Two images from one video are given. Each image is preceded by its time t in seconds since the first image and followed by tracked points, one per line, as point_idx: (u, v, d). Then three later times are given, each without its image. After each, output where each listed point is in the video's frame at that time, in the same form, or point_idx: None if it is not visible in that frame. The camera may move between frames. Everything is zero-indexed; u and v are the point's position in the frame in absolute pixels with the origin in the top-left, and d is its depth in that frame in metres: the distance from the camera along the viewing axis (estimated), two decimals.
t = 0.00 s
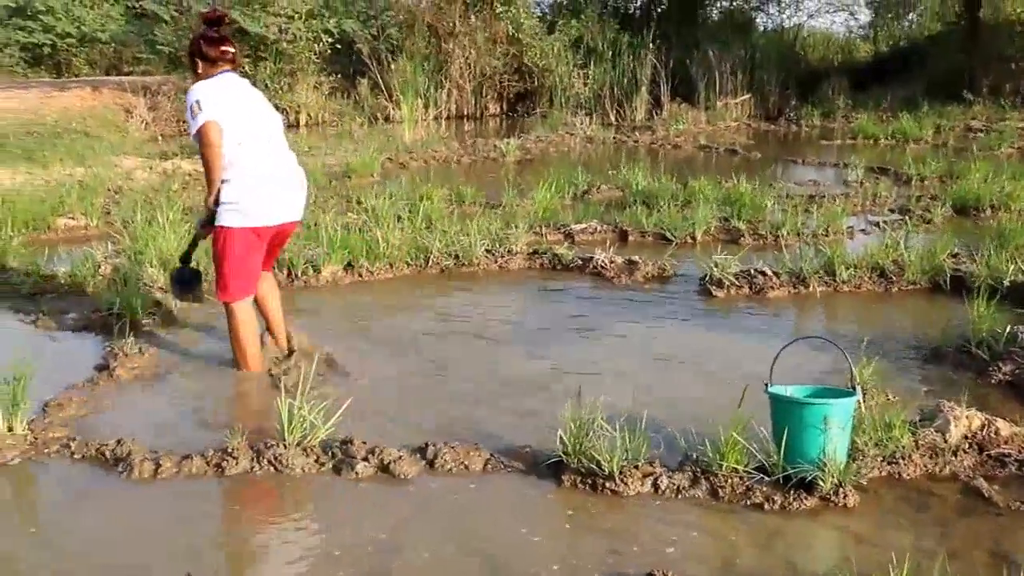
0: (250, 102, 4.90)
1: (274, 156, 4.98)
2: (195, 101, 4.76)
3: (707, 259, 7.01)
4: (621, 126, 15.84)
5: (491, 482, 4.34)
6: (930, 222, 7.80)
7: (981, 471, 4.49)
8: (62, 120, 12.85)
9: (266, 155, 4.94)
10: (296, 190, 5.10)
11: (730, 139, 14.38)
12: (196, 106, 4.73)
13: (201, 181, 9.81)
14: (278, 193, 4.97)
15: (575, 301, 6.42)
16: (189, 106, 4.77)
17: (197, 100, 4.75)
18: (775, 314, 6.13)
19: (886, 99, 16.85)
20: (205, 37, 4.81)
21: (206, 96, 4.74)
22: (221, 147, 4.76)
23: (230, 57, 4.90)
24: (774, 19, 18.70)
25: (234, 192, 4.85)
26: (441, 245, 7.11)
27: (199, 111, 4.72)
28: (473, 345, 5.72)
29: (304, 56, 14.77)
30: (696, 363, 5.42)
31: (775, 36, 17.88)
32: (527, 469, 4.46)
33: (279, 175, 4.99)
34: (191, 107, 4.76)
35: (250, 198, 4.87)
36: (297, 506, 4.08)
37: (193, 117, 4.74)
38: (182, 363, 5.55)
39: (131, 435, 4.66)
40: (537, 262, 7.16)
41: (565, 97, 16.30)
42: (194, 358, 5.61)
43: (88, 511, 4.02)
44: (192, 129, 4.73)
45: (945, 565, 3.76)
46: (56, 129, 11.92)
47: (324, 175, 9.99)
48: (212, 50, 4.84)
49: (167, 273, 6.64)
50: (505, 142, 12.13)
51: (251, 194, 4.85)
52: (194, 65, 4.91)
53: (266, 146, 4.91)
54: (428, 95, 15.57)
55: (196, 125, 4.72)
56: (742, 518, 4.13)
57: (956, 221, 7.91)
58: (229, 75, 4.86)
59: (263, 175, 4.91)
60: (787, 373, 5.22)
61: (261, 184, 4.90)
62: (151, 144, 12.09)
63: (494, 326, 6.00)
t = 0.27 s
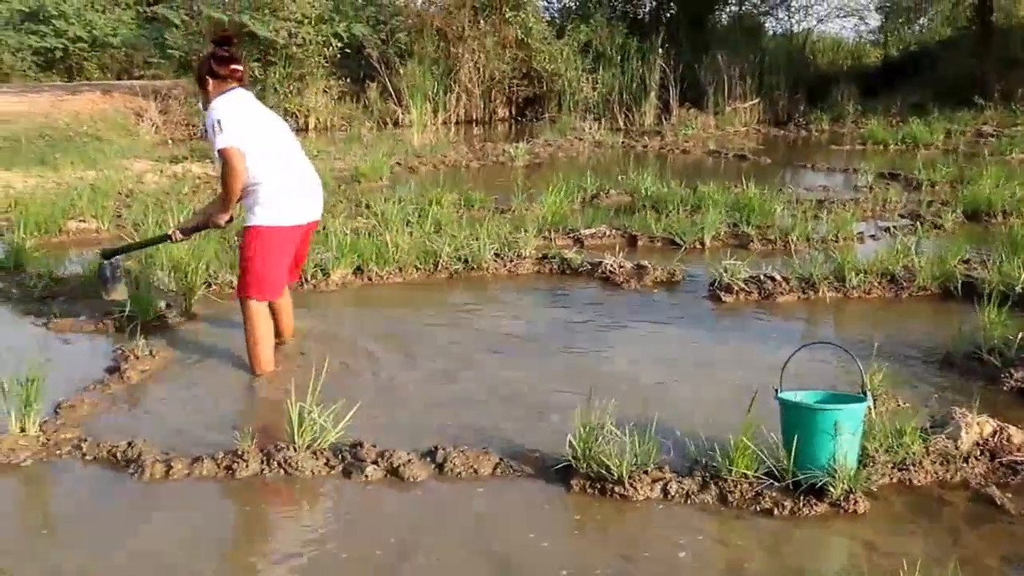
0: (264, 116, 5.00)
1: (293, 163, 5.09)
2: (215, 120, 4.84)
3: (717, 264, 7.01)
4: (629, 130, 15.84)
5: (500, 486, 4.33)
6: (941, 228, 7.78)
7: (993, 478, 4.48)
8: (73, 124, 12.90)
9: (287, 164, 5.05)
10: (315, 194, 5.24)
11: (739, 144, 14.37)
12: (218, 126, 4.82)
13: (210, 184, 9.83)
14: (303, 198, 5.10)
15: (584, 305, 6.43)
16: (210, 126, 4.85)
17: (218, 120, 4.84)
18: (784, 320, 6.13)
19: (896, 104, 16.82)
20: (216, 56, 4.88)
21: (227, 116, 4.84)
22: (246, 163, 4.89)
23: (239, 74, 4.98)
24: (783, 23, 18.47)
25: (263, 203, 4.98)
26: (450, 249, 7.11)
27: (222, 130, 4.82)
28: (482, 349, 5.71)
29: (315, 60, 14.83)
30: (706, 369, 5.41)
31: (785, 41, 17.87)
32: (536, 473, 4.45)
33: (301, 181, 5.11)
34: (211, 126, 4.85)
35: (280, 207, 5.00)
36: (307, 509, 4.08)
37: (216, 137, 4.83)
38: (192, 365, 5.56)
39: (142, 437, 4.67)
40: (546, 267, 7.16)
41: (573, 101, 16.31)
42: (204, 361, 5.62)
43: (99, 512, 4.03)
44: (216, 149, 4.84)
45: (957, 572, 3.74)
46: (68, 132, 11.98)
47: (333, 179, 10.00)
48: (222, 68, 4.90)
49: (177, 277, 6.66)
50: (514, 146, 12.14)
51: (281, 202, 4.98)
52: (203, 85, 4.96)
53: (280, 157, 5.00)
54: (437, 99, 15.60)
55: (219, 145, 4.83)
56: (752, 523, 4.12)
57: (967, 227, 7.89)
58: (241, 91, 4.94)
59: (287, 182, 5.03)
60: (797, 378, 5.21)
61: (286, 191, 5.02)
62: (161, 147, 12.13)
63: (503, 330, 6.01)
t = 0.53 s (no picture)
0: (286, 124, 5.12)
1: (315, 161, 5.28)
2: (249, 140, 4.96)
3: (727, 270, 7.00)
4: (640, 135, 15.84)
5: (511, 491, 4.33)
6: (953, 234, 7.76)
7: (1006, 486, 4.46)
8: (84, 127, 12.95)
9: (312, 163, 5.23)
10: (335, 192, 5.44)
11: (750, 149, 14.35)
12: (255, 145, 4.95)
13: (222, 187, 9.86)
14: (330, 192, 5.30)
15: (595, 310, 6.43)
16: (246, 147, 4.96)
17: (253, 140, 4.96)
18: (795, 325, 6.12)
19: (908, 109, 16.78)
20: (227, 74, 4.92)
21: (256, 133, 4.96)
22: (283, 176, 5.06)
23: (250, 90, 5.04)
24: (794, 29, 18.42)
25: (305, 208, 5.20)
26: (460, 253, 7.12)
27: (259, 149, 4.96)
28: (493, 353, 5.71)
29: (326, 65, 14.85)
30: (717, 374, 5.40)
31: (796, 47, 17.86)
32: (547, 478, 4.45)
33: (325, 177, 5.30)
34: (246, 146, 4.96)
35: (314, 206, 5.21)
36: (319, 512, 4.09)
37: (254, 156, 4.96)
38: (203, 367, 5.58)
39: (154, 438, 4.68)
40: (556, 271, 7.16)
41: (583, 106, 16.31)
42: (217, 363, 5.64)
43: (111, 512, 4.04)
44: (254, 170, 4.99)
45: None
46: (80, 135, 12.02)
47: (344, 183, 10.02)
48: (236, 87, 4.96)
49: (189, 280, 6.67)
50: (525, 151, 12.15)
51: (318, 203, 5.20)
52: (217, 106, 5.01)
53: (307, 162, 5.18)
54: (447, 104, 15.63)
55: (258, 166, 4.97)
56: (765, 528, 4.11)
57: (979, 233, 7.87)
58: (256, 104, 5.02)
59: (318, 179, 5.23)
60: (808, 384, 5.20)
61: (318, 190, 5.23)
62: (173, 150, 12.17)
63: (513, 335, 6.01)
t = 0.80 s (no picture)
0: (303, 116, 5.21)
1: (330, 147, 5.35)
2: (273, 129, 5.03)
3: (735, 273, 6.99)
4: (647, 138, 15.83)
5: (518, 493, 4.33)
6: (961, 238, 7.74)
7: (1015, 491, 4.45)
8: (93, 130, 12.98)
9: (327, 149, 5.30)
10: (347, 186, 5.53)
11: (757, 153, 14.34)
12: (280, 133, 5.01)
13: (229, 190, 9.87)
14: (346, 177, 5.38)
15: (602, 313, 6.43)
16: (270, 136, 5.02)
17: (277, 128, 5.02)
18: (803, 329, 6.11)
19: (917, 113, 16.74)
20: (237, 67, 5.01)
21: (278, 123, 5.03)
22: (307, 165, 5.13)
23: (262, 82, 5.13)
24: (802, 32, 18.38)
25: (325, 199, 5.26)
26: (468, 256, 7.12)
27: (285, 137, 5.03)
28: (500, 356, 5.71)
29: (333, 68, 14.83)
30: (724, 377, 5.40)
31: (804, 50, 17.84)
32: (554, 481, 4.44)
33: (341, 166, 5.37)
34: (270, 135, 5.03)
35: (332, 197, 5.29)
36: (325, 514, 4.09)
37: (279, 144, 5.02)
38: (211, 369, 5.59)
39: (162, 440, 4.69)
40: (563, 274, 7.16)
41: (591, 109, 16.30)
42: (224, 365, 5.64)
43: (117, 513, 4.06)
44: (279, 159, 5.05)
45: None
46: (88, 138, 12.05)
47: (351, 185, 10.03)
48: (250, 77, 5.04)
49: (196, 282, 6.69)
50: (532, 154, 12.15)
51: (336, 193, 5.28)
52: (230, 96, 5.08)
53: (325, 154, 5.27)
54: (455, 107, 15.65)
55: (283, 155, 5.04)
56: (773, 532, 4.11)
57: (988, 237, 7.85)
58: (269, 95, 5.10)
59: (335, 165, 5.30)
60: (816, 388, 5.19)
61: (337, 175, 5.30)
62: (181, 153, 12.19)
63: (521, 337, 6.01)
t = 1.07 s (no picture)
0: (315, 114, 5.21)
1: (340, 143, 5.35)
2: (283, 128, 5.04)
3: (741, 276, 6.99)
4: (653, 140, 15.82)
5: (524, 495, 4.33)
6: (969, 241, 7.73)
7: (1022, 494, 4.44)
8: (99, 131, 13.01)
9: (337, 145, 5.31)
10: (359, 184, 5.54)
11: (765, 155, 14.31)
12: (291, 132, 5.02)
13: (236, 191, 9.89)
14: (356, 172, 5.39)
15: (608, 315, 6.43)
16: (281, 136, 5.03)
17: (289, 127, 5.04)
18: (810, 332, 6.10)
19: (924, 115, 16.71)
20: (247, 64, 5.00)
21: (289, 121, 5.04)
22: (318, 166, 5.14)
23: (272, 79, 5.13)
24: (808, 34, 18.36)
25: (336, 200, 5.27)
26: (474, 258, 7.13)
27: (295, 137, 5.04)
28: (506, 358, 5.72)
29: (339, 70, 14.82)
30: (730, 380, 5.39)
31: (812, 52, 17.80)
32: (560, 483, 4.44)
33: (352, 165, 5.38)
34: (281, 134, 5.04)
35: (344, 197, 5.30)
36: (332, 515, 4.10)
37: (290, 144, 5.03)
38: (217, 370, 5.60)
39: (169, 441, 4.70)
40: (570, 276, 7.17)
41: (597, 111, 16.29)
42: (231, 366, 5.65)
43: (124, 513, 4.07)
44: (290, 159, 5.06)
45: None
46: (94, 139, 12.09)
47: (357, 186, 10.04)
48: (259, 74, 5.05)
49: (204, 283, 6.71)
50: (539, 156, 12.16)
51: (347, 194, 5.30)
52: (238, 94, 5.09)
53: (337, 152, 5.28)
54: (461, 108, 15.64)
55: (294, 154, 5.05)
56: (779, 535, 4.10)
57: (996, 240, 7.83)
58: (279, 92, 5.11)
59: (345, 161, 5.31)
60: (823, 391, 5.19)
61: (347, 171, 5.31)
62: (187, 154, 12.21)
63: (527, 339, 6.01)
